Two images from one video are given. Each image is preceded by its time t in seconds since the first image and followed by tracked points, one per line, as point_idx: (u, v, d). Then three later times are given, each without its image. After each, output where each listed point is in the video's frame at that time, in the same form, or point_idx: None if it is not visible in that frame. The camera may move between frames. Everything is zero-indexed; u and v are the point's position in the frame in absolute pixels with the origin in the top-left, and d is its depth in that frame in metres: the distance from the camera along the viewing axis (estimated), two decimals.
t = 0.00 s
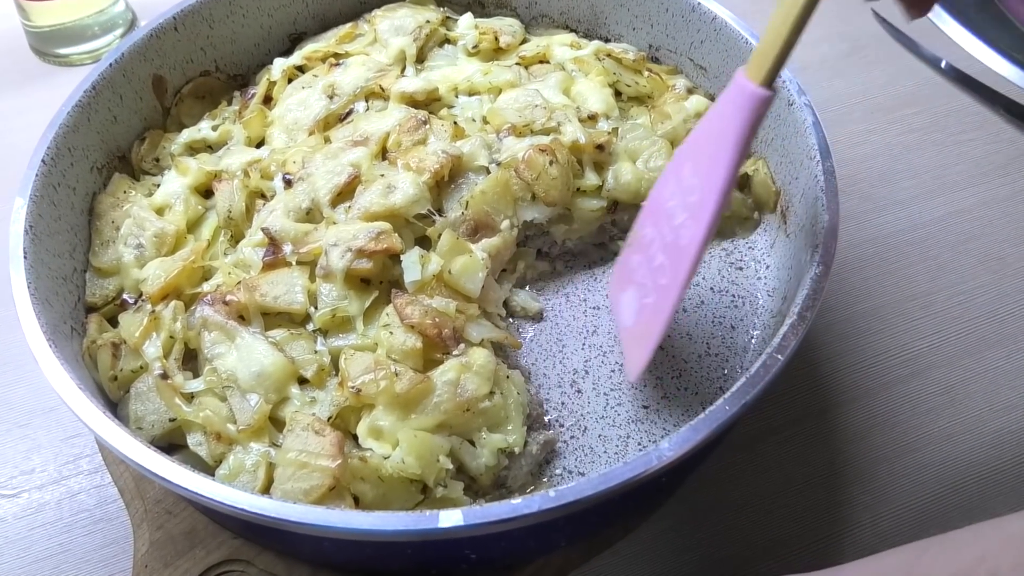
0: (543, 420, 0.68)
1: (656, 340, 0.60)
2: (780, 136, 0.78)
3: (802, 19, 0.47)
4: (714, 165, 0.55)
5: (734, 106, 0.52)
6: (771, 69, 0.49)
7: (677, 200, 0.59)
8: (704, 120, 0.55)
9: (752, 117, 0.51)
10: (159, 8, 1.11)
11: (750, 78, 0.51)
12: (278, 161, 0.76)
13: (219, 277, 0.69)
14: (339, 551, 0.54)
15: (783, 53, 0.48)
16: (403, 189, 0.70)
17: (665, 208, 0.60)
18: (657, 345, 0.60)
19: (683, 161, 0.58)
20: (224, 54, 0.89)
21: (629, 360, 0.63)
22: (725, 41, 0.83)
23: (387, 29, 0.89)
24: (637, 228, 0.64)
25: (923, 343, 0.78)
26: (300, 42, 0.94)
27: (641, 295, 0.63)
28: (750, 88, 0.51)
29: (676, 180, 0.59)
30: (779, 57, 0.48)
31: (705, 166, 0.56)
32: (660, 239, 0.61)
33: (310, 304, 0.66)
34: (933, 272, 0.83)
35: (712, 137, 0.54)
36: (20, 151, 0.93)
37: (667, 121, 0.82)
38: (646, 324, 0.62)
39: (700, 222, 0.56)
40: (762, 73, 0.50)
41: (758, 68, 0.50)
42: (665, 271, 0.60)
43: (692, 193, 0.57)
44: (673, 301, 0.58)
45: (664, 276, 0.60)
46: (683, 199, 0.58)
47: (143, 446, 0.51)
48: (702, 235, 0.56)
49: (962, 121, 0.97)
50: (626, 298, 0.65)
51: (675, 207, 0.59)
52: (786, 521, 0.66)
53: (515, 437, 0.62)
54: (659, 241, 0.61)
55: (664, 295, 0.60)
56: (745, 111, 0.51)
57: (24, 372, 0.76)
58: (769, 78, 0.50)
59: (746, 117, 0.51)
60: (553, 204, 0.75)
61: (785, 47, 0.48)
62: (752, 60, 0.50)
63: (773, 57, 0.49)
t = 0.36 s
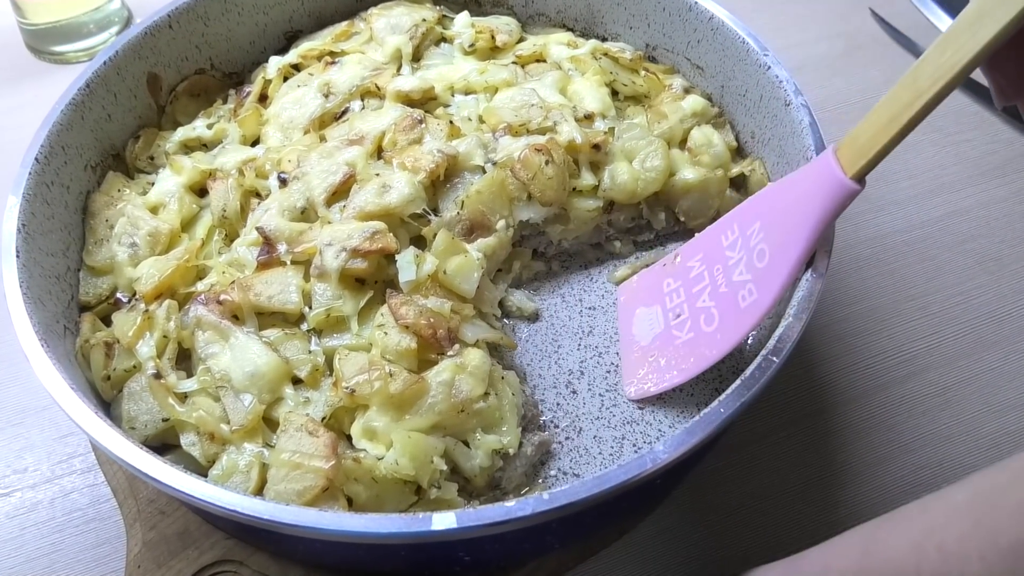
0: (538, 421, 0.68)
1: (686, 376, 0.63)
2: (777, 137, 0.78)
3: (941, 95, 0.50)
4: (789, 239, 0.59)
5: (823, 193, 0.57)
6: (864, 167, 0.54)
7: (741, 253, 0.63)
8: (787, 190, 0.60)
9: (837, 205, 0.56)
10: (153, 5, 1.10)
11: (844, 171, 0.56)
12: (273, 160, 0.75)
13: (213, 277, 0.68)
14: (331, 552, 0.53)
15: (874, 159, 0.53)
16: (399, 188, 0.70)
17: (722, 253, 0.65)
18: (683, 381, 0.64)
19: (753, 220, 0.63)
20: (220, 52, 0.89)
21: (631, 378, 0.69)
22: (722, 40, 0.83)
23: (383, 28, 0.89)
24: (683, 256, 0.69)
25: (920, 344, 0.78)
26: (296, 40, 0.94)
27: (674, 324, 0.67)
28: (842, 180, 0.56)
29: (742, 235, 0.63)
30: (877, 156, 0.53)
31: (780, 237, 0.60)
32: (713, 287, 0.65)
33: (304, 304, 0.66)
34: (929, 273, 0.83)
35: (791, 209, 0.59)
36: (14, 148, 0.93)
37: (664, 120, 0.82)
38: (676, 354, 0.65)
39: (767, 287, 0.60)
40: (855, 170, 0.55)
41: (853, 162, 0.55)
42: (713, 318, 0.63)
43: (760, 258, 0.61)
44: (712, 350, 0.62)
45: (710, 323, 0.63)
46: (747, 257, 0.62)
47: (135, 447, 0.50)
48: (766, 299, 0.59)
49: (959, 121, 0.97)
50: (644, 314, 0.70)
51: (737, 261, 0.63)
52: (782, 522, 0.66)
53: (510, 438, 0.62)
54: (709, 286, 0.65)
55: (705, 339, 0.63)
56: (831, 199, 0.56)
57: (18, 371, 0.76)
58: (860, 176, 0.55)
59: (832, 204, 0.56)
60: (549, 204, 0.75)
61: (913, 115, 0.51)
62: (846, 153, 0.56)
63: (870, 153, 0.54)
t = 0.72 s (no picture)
0: (539, 424, 0.68)
1: (689, 378, 0.63)
2: (779, 140, 0.77)
3: (927, 78, 0.48)
4: (782, 235, 0.58)
5: (812, 184, 0.55)
6: (852, 157, 0.53)
7: (736, 250, 0.62)
8: (778, 185, 0.59)
9: (826, 198, 0.55)
10: (154, 5, 1.10)
11: (833, 162, 0.54)
12: (273, 161, 0.75)
13: (213, 279, 0.68)
14: (331, 556, 0.53)
15: (861, 150, 0.52)
16: (400, 190, 0.70)
17: (719, 251, 0.64)
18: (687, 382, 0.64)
19: (747, 215, 0.62)
20: (220, 52, 0.88)
21: (636, 382, 0.69)
22: (723, 42, 0.82)
23: (384, 29, 0.89)
24: (681, 256, 0.69)
25: (921, 347, 0.78)
26: (296, 40, 0.93)
27: (675, 325, 0.67)
28: (831, 171, 0.54)
29: (737, 231, 0.63)
30: (863, 146, 0.52)
31: (774, 232, 0.59)
32: (711, 285, 0.64)
33: (305, 306, 0.66)
34: (930, 276, 0.83)
35: (783, 203, 0.58)
36: (13, 148, 0.93)
37: (665, 122, 0.82)
38: (677, 356, 0.66)
39: (763, 284, 0.59)
40: (843, 161, 0.53)
41: (842, 153, 0.53)
42: (712, 318, 0.63)
43: (755, 253, 0.60)
44: (713, 351, 0.62)
45: (709, 322, 0.63)
46: (742, 254, 0.62)
47: (135, 451, 0.50)
48: (762, 297, 0.59)
49: (960, 123, 0.97)
50: (646, 317, 0.71)
51: (734, 258, 0.63)
52: (783, 526, 0.66)
53: (511, 442, 0.62)
54: (708, 285, 0.65)
55: (706, 340, 0.63)
56: (821, 191, 0.55)
57: (18, 372, 0.76)
58: (849, 166, 0.53)
59: (822, 196, 0.55)
60: (550, 207, 0.75)
61: (898, 102, 0.49)
62: (835, 144, 0.54)
63: (856, 144, 0.52)
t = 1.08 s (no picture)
0: (538, 425, 0.68)
1: (688, 376, 0.63)
2: (778, 140, 0.77)
3: (918, 69, 0.47)
4: (779, 230, 0.57)
5: (807, 178, 0.55)
6: (847, 150, 0.52)
7: (734, 246, 0.62)
8: (775, 180, 0.58)
9: (822, 191, 0.54)
10: (153, 6, 1.10)
11: (829, 155, 0.53)
12: (272, 163, 0.75)
13: (211, 280, 0.68)
14: (331, 558, 0.53)
15: (855, 143, 0.51)
16: (398, 191, 0.70)
17: (718, 249, 0.64)
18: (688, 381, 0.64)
19: (744, 211, 0.62)
20: (219, 53, 0.88)
21: (635, 382, 0.69)
22: (722, 42, 0.82)
23: (383, 29, 0.89)
24: (681, 256, 0.68)
25: (921, 347, 0.78)
26: (295, 41, 0.93)
27: (674, 324, 0.67)
28: (827, 164, 0.53)
29: (735, 228, 0.62)
30: (858, 139, 0.51)
31: (771, 227, 0.58)
32: (710, 282, 0.64)
33: (304, 308, 0.66)
34: (929, 276, 0.83)
35: (780, 198, 0.57)
36: (12, 149, 0.92)
37: (664, 122, 0.82)
38: (677, 355, 0.66)
39: (760, 280, 0.59)
40: (838, 153, 0.53)
41: (838, 146, 0.53)
42: (711, 315, 0.63)
43: (753, 249, 0.60)
44: (711, 349, 0.62)
45: (708, 320, 0.63)
46: (740, 250, 0.61)
47: (134, 454, 0.50)
48: (760, 292, 0.59)
49: (960, 122, 0.97)
50: (645, 317, 0.71)
51: (732, 255, 0.62)
52: (783, 527, 0.66)
53: (510, 443, 0.62)
54: (707, 282, 0.64)
55: (706, 337, 0.63)
56: (817, 184, 0.54)
57: (17, 374, 0.76)
58: (845, 159, 0.53)
59: (818, 191, 0.54)
60: (549, 207, 0.74)
61: (890, 93, 0.49)
62: (830, 137, 0.53)
63: (851, 137, 0.51)
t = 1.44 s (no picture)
0: (536, 423, 0.68)
1: (713, 340, 0.63)
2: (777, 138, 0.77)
3: (939, 20, 0.47)
4: (797, 184, 0.57)
5: (826, 129, 0.55)
6: (867, 97, 0.52)
7: (751, 206, 0.62)
8: (792, 135, 0.58)
9: (841, 142, 0.54)
10: (150, 4, 1.10)
11: (846, 103, 0.53)
12: (269, 160, 0.75)
13: (208, 278, 0.68)
14: (328, 556, 0.53)
15: (876, 92, 0.51)
16: (396, 188, 0.70)
17: (734, 211, 0.64)
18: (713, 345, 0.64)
19: (760, 169, 0.62)
20: (216, 50, 0.88)
21: (673, 354, 0.69)
22: (721, 39, 0.82)
23: (380, 26, 0.88)
24: (697, 224, 0.69)
25: (919, 345, 0.77)
26: (292, 38, 0.93)
27: (699, 291, 0.67)
28: (845, 114, 0.53)
29: (752, 187, 0.62)
30: (878, 89, 0.51)
31: (789, 182, 0.58)
32: (728, 245, 0.64)
33: (300, 305, 0.65)
34: (929, 273, 0.83)
35: (798, 152, 0.57)
36: (8, 147, 0.92)
37: (662, 120, 0.82)
38: (702, 322, 0.66)
39: (778, 235, 0.58)
40: (857, 101, 0.52)
41: (857, 95, 0.52)
42: (730, 277, 0.63)
43: (771, 205, 0.60)
44: (732, 309, 0.61)
45: (728, 282, 0.63)
46: (757, 208, 0.61)
47: (128, 451, 0.50)
48: (777, 248, 0.58)
49: (959, 120, 0.97)
50: (673, 288, 0.71)
51: (749, 215, 0.62)
52: (781, 525, 0.65)
53: (508, 441, 0.61)
54: (725, 246, 0.64)
55: (727, 300, 0.63)
56: (836, 134, 0.54)
57: (13, 372, 0.75)
58: (865, 107, 0.52)
59: (838, 141, 0.54)
60: (547, 204, 0.74)
61: (911, 45, 0.48)
62: (849, 86, 0.53)
63: (871, 87, 0.51)
